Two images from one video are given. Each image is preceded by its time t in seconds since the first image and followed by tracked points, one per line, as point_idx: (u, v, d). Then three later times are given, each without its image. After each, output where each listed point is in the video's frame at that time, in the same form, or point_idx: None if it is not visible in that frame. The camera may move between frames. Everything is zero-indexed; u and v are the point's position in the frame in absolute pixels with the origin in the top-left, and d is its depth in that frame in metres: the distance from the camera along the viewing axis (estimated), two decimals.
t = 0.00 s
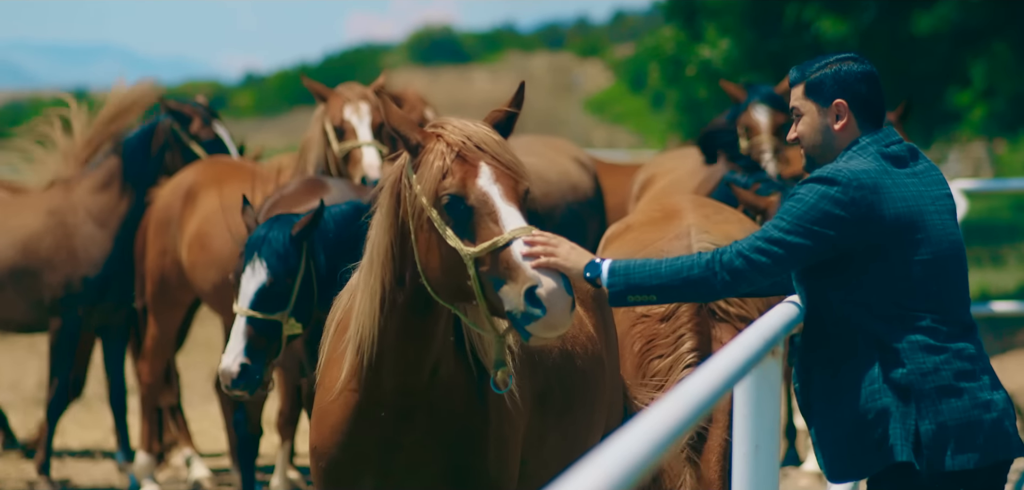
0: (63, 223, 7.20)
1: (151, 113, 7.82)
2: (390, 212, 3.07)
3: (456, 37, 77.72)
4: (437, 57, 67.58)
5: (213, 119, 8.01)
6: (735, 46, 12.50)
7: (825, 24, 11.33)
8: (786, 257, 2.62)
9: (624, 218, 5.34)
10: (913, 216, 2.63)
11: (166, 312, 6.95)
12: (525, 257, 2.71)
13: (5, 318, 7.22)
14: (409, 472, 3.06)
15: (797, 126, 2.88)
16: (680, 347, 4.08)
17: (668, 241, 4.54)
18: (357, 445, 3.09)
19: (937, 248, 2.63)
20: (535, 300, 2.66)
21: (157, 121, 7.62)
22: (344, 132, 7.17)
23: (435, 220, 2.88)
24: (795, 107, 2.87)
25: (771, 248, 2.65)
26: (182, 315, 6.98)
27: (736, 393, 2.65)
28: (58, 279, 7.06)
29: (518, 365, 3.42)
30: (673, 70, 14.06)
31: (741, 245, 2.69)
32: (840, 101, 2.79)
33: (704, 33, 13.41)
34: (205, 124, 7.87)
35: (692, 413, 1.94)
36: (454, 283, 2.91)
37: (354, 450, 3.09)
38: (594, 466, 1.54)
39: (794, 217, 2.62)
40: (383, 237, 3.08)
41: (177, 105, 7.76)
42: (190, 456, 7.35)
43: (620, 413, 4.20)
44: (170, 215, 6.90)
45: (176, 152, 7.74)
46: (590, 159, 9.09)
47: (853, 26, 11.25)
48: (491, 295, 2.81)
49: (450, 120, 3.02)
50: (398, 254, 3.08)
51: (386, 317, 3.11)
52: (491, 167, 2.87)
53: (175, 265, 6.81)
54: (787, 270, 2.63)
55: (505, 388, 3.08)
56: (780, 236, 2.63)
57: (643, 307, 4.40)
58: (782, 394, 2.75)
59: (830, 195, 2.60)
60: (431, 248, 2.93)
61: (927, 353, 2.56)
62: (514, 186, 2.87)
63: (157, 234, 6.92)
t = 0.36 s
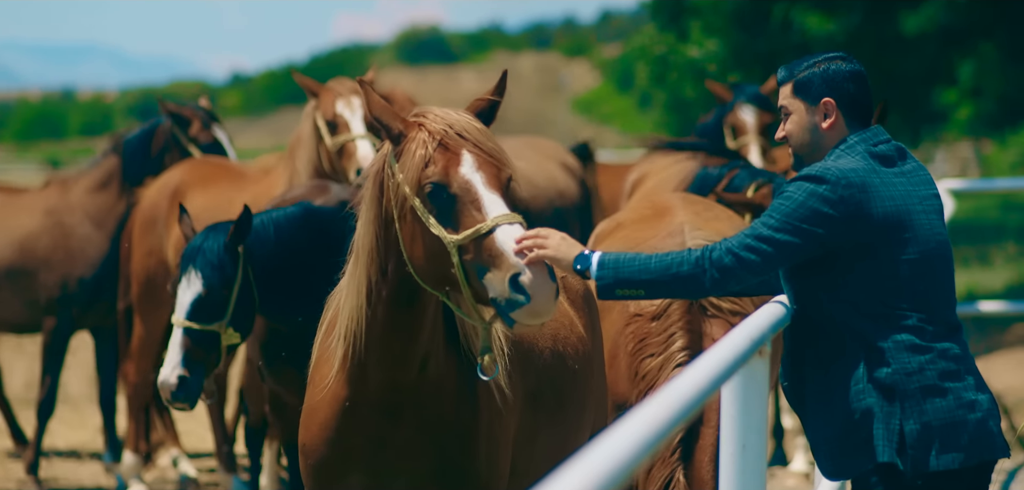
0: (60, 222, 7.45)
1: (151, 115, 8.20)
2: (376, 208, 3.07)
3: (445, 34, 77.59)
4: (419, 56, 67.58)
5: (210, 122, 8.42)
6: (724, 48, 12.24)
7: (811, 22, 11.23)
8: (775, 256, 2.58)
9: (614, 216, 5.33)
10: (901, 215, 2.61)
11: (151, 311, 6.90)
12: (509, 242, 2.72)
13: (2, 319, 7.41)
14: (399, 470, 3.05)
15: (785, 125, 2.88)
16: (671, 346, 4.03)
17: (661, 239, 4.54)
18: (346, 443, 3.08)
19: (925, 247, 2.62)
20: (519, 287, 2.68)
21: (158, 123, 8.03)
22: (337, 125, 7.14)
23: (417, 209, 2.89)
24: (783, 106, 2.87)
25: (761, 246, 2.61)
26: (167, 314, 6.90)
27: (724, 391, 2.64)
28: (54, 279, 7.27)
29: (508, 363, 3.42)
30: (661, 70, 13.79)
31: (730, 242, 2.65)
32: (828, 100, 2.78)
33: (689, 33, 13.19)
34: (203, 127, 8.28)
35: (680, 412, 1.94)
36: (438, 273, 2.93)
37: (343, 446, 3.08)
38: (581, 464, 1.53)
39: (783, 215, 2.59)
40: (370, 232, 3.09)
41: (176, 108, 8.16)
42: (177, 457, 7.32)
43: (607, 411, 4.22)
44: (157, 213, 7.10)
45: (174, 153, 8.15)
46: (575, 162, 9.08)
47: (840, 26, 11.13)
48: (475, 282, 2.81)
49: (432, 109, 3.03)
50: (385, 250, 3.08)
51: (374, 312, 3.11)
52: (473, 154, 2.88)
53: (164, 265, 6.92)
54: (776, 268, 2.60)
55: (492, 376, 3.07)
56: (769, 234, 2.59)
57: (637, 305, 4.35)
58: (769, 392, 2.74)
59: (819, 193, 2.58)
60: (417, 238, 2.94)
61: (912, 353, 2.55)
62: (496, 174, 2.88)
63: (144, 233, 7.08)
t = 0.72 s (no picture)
0: (61, 223, 7.67)
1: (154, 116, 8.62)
2: (369, 205, 3.06)
3: (439, 34, 77.59)
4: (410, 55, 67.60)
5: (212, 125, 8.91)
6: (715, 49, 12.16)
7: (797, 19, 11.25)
8: (764, 249, 2.57)
9: (608, 214, 5.35)
10: (891, 214, 2.61)
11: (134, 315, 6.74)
12: (511, 226, 2.78)
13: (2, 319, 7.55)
14: (394, 468, 3.05)
15: (777, 124, 2.88)
16: (666, 346, 4.02)
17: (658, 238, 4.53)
18: (340, 442, 3.07)
19: (914, 246, 2.61)
20: (524, 273, 2.74)
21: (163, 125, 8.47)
22: (332, 125, 7.16)
23: (414, 202, 2.90)
24: (775, 105, 2.86)
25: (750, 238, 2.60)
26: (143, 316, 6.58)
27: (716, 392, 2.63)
28: (54, 279, 7.46)
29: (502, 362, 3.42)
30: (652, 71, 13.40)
31: (720, 234, 2.62)
32: (820, 98, 2.78)
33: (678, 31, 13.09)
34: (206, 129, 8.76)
35: (672, 411, 1.92)
36: (433, 263, 2.96)
37: (336, 445, 3.08)
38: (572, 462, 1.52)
39: (773, 210, 2.59)
40: (363, 230, 3.08)
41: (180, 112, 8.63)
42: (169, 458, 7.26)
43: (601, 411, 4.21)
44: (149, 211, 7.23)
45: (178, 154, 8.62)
46: (567, 163, 9.10)
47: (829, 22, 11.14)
48: (475, 271, 2.86)
49: (421, 100, 3.05)
50: (378, 248, 3.08)
51: (366, 310, 3.10)
52: (465, 143, 2.92)
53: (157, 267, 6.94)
54: (765, 262, 2.59)
55: (489, 364, 3.16)
56: (758, 228, 2.58)
57: (635, 307, 4.32)
58: (761, 394, 2.72)
59: (809, 190, 2.57)
60: (413, 230, 2.95)
61: (899, 352, 2.55)
62: (490, 160, 2.92)
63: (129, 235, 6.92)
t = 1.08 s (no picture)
0: (61, 224, 7.70)
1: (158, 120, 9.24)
2: (366, 201, 3.06)
3: (437, 36, 77.69)
4: (412, 56, 67.54)
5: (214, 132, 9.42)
6: (708, 49, 12.21)
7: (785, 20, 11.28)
8: (750, 238, 2.55)
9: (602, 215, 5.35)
10: (879, 214, 2.61)
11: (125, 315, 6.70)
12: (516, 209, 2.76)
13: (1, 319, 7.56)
14: (384, 469, 3.05)
15: (769, 123, 2.89)
16: (664, 345, 4.02)
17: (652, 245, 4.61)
18: (334, 441, 3.07)
19: (901, 246, 2.61)
20: (532, 253, 2.70)
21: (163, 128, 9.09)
22: (327, 126, 7.15)
23: (417, 192, 2.89)
24: (767, 104, 2.87)
25: (735, 226, 2.57)
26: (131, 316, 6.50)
27: (708, 391, 2.63)
28: (53, 278, 7.45)
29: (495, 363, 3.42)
30: (646, 72, 13.40)
31: (705, 220, 2.59)
32: (811, 97, 2.78)
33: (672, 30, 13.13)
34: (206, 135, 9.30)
35: (663, 411, 1.91)
36: (437, 254, 2.93)
37: (328, 444, 3.07)
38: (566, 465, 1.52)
39: (761, 201, 2.56)
40: (359, 226, 3.08)
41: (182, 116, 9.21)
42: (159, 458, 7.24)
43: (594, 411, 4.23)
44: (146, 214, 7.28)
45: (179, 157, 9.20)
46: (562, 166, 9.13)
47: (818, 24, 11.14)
48: (480, 257, 2.83)
49: (423, 95, 3.04)
50: (372, 244, 3.07)
51: (360, 306, 3.10)
52: (466, 133, 2.90)
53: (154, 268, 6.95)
54: (749, 251, 2.56)
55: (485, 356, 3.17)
56: (745, 217, 2.56)
57: (634, 306, 4.31)
58: (753, 393, 2.72)
59: (798, 184, 2.56)
60: (415, 220, 2.93)
61: (883, 350, 2.56)
62: (491, 151, 2.90)
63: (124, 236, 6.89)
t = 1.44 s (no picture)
0: (61, 224, 7.71)
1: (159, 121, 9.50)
2: (364, 196, 3.06)
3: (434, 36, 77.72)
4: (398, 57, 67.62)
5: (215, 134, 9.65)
6: (701, 48, 12.18)
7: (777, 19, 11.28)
8: (738, 225, 2.58)
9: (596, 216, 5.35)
10: (868, 211, 2.61)
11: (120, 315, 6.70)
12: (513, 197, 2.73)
13: None
14: (379, 468, 3.04)
15: (762, 122, 2.89)
16: (664, 342, 4.02)
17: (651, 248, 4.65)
18: (329, 440, 3.06)
19: (890, 246, 2.61)
20: (528, 238, 2.66)
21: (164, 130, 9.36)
22: (323, 128, 7.16)
23: (413, 181, 2.88)
24: (760, 104, 2.87)
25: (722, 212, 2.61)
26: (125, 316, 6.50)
27: (702, 392, 2.62)
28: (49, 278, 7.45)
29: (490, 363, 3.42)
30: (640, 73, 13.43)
31: (693, 203, 2.64)
32: (803, 97, 2.78)
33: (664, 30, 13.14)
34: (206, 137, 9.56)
35: (657, 412, 1.90)
36: (437, 245, 2.92)
37: (324, 441, 3.06)
38: (559, 465, 1.52)
39: (750, 191, 2.59)
40: (356, 222, 3.08)
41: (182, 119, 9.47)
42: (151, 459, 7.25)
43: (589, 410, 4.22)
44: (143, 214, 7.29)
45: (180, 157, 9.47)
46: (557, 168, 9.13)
47: (810, 22, 11.15)
48: (476, 246, 2.80)
49: (423, 87, 3.04)
50: (369, 241, 3.07)
51: (355, 303, 3.09)
52: (464, 124, 2.89)
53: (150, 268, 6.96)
54: (733, 239, 2.59)
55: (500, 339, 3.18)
56: (731, 204, 2.59)
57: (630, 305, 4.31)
58: (746, 391, 2.71)
59: (788, 177, 2.57)
60: (411, 211, 2.93)
61: (870, 346, 2.56)
62: (489, 141, 2.89)
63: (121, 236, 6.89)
